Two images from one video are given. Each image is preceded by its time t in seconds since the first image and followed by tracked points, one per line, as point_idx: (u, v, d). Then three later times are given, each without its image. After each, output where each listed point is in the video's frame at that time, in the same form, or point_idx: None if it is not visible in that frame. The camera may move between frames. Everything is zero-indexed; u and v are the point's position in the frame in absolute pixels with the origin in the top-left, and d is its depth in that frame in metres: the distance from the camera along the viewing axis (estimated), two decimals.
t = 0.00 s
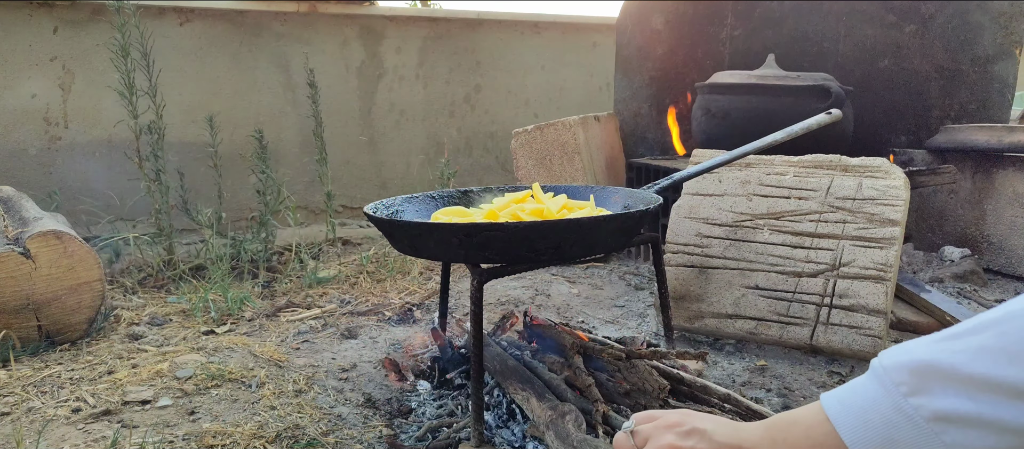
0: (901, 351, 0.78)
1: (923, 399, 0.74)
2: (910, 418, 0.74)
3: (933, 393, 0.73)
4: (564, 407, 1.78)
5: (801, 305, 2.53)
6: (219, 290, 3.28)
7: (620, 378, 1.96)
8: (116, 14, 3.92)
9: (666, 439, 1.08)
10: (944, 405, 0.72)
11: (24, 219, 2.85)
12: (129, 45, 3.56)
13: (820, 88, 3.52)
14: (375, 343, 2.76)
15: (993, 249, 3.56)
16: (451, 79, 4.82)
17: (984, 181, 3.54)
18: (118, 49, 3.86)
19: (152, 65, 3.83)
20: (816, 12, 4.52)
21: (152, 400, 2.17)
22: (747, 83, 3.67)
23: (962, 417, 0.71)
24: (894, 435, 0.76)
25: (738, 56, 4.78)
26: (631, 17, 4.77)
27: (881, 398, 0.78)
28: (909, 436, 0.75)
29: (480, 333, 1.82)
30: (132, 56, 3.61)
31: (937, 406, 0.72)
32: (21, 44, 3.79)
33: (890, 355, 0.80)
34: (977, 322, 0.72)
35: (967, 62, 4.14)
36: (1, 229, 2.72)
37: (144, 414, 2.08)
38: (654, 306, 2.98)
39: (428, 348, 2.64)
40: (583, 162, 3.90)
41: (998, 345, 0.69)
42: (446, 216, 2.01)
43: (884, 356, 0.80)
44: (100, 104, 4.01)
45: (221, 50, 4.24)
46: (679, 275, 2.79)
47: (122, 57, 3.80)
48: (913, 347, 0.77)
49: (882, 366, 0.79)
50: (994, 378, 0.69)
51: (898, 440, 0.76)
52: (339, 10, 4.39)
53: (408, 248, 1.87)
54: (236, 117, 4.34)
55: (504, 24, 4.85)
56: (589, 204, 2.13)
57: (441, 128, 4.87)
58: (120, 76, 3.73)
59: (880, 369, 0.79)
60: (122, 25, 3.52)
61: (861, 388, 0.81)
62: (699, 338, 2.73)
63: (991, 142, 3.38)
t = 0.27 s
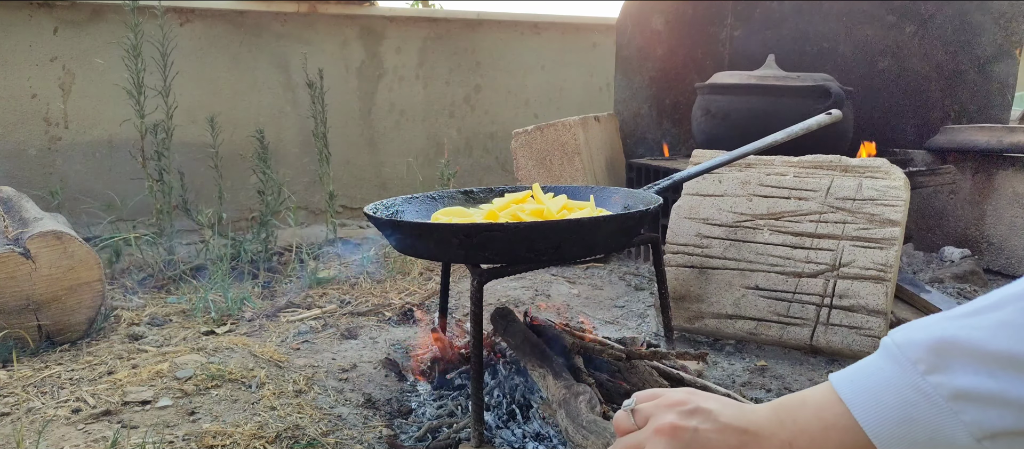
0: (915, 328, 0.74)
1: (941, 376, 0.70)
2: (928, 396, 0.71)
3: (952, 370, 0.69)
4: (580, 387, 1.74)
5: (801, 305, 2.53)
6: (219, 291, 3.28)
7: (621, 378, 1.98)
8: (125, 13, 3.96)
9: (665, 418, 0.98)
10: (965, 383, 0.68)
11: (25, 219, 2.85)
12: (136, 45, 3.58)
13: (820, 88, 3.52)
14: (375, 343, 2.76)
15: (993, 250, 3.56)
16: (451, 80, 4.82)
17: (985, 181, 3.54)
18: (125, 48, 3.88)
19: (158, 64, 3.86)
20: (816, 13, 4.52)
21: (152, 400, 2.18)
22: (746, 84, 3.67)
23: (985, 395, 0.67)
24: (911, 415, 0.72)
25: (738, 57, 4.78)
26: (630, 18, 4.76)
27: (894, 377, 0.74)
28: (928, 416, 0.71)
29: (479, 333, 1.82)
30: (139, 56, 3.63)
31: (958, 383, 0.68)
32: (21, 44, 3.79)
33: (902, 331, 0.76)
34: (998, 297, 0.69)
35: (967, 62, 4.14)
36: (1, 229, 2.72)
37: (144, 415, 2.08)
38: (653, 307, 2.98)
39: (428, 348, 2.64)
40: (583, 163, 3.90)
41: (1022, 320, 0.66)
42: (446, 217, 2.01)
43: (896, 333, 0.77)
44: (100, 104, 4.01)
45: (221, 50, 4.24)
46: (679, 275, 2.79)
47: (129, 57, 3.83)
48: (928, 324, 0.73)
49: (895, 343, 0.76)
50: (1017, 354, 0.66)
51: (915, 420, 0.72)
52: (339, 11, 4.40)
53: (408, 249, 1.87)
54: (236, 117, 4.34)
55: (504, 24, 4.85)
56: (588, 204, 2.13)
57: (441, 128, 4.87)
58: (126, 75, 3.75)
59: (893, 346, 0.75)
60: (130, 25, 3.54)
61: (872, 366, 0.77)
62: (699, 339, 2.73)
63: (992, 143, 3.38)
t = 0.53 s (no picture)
0: (916, 339, 0.77)
1: (942, 387, 0.72)
2: (929, 407, 0.73)
3: (952, 382, 0.72)
4: (609, 377, 1.75)
5: (801, 305, 2.53)
6: (219, 290, 3.28)
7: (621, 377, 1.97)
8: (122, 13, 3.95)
9: (675, 429, 1.05)
10: (963, 395, 0.71)
11: (24, 219, 2.85)
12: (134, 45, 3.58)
13: (820, 88, 3.52)
14: (375, 343, 2.76)
15: (993, 250, 3.56)
16: (451, 79, 4.82)
17: (985, 181, 3.54)
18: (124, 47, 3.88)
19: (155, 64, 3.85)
20: (816, 12, 4.52)
21: (152, 400, 2.18)
22: (746, 83, 3.67)
23: (984, 407, 0.70)
24: (912, 424, 0.75)
25: (738, 56, 4.78)
26: (631, 17, 4.78)
27: (898, 387, 0.77)
28: (929, 424, 0.74)
29: (479, 333, 1.82)
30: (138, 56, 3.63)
31: (958, 394, 0.71)
32: (21, 44, 3.79)
33: (904, 341, 0.78)
34: (993, 311, 0.71)
35: (967, 62, 4.14)
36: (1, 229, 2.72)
37: (144, 414, 2.08)
38: (653, 306, 2.98)
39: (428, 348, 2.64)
40: (583, 162, 3.90)
41: (1020, 334, 0.69)
42: (446, 216, 2.02)
43: (899, 342, 0.79)
44: (101, 104, 4.01)
45: (221, 50, 4.24)
46: (679, 275, 2.79)
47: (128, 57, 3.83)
48: (929, 335, 0.75)
49: (897, 354, 0.78)
50: (1014, 368, 0.68)
51: (916, 428, 0.75)
52: (339, 11, 4.40)
53: (408, 249, 1.87)
54: (236, 117, 4.34)
55: (504, 24, 4.85)
56: (588, 204, 2.13)
57: (441, 127, 4.87)
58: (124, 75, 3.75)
59: (896, 356, 0.78)
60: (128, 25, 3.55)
61: (876, 375, 0.80)
62: (699, 339, 2.73)
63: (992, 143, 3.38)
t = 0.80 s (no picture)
0: (923, 370, 0.73)
1: (946, 421, 0.69)
2: (931, 441, 0.71)
3: (955, 415, 0.69)
4: (598, 397, 1.73)
5: (801, 305, 2.53)
6: (219, 290, 3.28)
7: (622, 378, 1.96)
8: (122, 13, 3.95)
9: None
10: (969, 429, 0.68)
11: (24, 219, 2.85)
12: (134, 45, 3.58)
13: (820, 88, 3.53)
14: (375, 343, 2.76)
15: (993, 250, 3.56)
16: (451, 79, 4.82)
17: (985, 181, 3.54)
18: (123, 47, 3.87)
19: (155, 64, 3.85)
20: (816, 12, 4.52)
21: (152, 400, 2.18)
22: (747, 83, 3.67)
23: (987, 440, 0.68)
24: None
25: (738, 56, 4.78)
26: (631, 17, 4.78)
27: (903, 419, 0.74)
28: None
29: (479, 333, 1.82)
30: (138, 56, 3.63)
31: (962, 428, 0.68)
32: (21, 44, 3.79)
33: (909, 371, 0.75)
34: (1003, 342, 0.68)
35: (968, 62, 4.14)
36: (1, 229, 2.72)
37: (144, 415, 2.08)
38: (653, 306, 2.99)
39: (428, 348, 2.64)
40: (583, 162, 3.90)
41: None
42: (446, 216, 2.02)
43: (903, 371, 0.76)
44: (101, 104, 4.01)
45: (221, 50, 4.24)
46: (679, 275, 2.79)
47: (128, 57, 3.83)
48: (936, 366, 0.72)
49: (903, 384, 0.75)
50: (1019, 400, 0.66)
51: None
52: (339, 11, 4.40)
53: (408, 249, 1.87)
54: (237, 117, 4.34)
55: (504, 24, 4.85)
56: (588, 204, 2.13)
57: (441, 127, 4.87)
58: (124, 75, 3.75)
59: (901, 388, 0.74)
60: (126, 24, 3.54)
61: (882, 406, 0.77)
62: (699, 339, 2.73)
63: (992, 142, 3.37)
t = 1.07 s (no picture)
0: (916, 374, 0.66)
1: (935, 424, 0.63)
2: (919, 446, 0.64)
3: (946, 419, 0.62)
4: (605, 399, 1.72)
5: (801, 305, 2.53)
6: (219, 290, 3.28)
7: (623, 378, 1.97)
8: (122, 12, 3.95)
9: None
10: (963, 436, 0.61)
11: (25, 218, 2.85)
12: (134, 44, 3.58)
13: (820, 88, 3.53)
14: (375, 342, 2.77)
15: (993, 249, 3.56)
16: (451, 79, 4.82)
17: (985, 181, 3.54)
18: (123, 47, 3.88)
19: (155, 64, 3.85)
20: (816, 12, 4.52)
21: (152, 399, 2.17)
22: (747, 83, 3.67)
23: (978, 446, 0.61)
24: None
25: (738, 56, 4.78)
26: (631, 17, 4.77)
27: (893, 426, 0.67)
28: None
29: (479, 333, 1.82)
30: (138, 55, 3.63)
31: (954, 433, 0.62)
32: (21, 43, 3.78)
33: (901, 375, 0.68)
34: (1001, 342, 0.61)
35: (967, 62, 4.14)
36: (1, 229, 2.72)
37: (145, 414, 2.08)
38: (653, 306, 2.99)
39: (428, 347, 2.64)
40: (583, 162, 3.90)
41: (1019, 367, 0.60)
42: (446, 216, 2.02)
43: (896, 375, 0.69)
44: (101, 104, 4.01)
45: (220, 50, 4.24)
46: (679, 274, 2.79)
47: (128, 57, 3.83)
48: (928, 370, 0.65)
49: (894, 389, 0.68)
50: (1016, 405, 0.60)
51: None
52: (339, 10, 4.40)
53: (408, 249, 1.87)
54: (237, 117, 4.34)
55: (504, 24, 4.85)
56: (588, 204, 2.13)
57: (440, 127, 4.87)
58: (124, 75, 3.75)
59: (893, 393, 0.68)
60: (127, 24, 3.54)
61: (867, 411, 0.70)
62: (699, 339, 2.73)
63: (991, 142, 3.37)
